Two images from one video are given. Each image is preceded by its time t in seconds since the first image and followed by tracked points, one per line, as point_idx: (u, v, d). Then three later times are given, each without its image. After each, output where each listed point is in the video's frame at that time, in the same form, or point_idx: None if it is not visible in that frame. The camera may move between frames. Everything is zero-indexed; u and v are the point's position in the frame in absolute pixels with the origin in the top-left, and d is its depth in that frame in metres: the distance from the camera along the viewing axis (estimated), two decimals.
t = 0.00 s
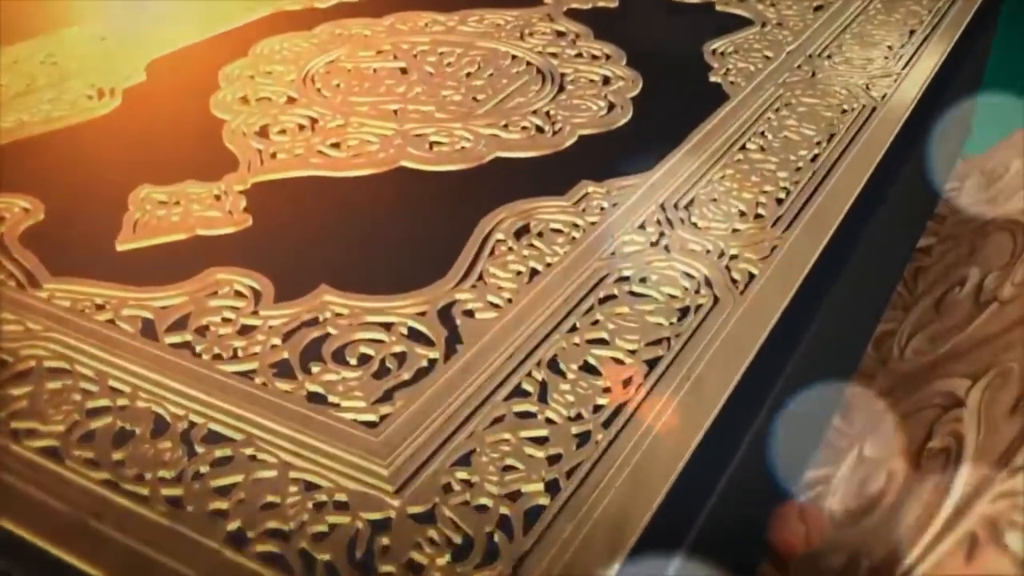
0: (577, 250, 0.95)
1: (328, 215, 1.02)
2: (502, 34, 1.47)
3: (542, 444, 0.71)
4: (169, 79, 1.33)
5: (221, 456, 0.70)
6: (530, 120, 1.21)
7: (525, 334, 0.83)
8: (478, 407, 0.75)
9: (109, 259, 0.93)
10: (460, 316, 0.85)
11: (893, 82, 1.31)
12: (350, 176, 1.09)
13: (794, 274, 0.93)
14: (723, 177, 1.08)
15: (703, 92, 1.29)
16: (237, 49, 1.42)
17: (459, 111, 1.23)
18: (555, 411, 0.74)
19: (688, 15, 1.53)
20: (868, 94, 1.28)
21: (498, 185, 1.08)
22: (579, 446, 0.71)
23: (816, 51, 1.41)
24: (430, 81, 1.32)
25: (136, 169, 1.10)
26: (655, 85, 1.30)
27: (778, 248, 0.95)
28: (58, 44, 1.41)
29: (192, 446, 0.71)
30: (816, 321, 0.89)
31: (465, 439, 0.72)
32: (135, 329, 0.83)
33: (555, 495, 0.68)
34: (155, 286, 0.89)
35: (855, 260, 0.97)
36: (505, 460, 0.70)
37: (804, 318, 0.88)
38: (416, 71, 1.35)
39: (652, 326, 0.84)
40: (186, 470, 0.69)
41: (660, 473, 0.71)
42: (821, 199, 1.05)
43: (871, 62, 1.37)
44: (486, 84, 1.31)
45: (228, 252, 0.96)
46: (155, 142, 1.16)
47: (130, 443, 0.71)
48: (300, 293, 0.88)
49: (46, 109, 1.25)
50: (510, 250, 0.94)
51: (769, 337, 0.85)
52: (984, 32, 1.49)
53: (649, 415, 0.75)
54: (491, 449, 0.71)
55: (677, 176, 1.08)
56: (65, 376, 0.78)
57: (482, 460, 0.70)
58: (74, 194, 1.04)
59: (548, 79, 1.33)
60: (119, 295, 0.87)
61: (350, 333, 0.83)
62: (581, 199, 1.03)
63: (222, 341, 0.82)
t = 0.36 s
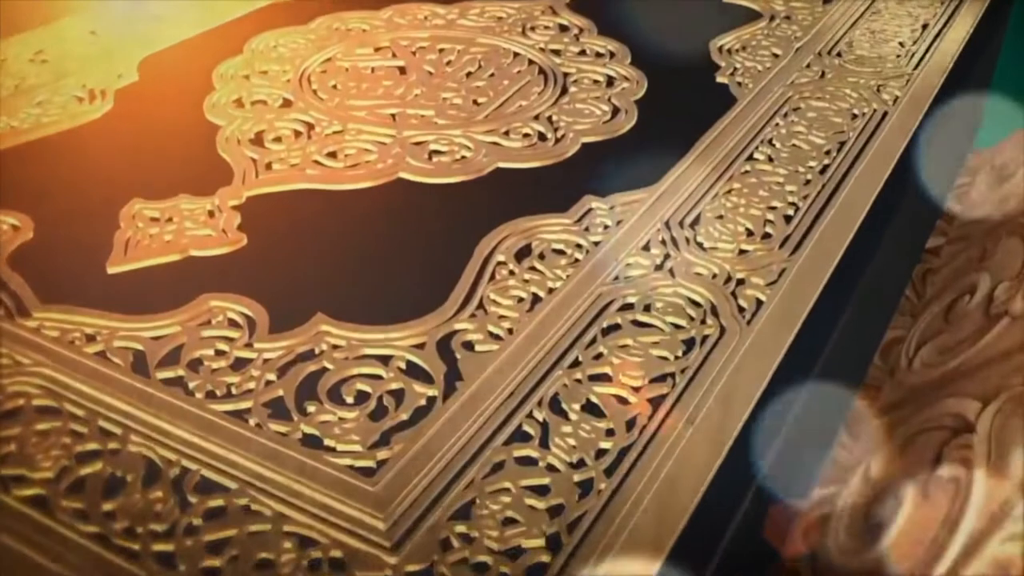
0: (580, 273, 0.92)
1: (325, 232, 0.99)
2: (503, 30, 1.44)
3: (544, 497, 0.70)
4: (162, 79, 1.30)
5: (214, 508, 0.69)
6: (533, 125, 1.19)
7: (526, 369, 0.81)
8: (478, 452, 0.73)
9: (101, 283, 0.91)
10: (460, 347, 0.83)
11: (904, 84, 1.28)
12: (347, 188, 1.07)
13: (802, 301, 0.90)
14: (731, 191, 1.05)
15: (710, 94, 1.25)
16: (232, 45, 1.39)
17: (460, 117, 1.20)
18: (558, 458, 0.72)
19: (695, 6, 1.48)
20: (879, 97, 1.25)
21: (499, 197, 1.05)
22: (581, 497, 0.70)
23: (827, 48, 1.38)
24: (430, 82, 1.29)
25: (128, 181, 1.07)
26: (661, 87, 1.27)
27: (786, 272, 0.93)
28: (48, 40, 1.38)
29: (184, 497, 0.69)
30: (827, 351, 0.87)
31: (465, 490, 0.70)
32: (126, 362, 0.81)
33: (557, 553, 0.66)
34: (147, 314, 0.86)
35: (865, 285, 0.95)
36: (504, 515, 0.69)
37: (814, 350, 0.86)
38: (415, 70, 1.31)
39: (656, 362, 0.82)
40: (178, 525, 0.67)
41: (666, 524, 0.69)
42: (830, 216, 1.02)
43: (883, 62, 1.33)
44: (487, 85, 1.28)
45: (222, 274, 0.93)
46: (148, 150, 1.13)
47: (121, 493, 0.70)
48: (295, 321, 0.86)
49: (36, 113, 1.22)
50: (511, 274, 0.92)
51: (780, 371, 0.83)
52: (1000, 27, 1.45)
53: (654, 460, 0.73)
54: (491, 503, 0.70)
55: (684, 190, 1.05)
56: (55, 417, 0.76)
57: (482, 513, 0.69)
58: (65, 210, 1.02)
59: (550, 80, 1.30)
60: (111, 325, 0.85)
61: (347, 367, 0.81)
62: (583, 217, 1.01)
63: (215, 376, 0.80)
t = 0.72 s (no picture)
0: (584, 310, 0.89)
1: (320, 259, 0.97)
2: (505, 26, 1.39)
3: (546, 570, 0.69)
4: (153, 81, 1.26)
5: None
6: (534, 136, 1.15)
7: (528, 420, 0.79)
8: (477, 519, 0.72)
9: (89, 319, 0.88)
10: (459, 396, 0.80)
11: (920, 90, 1.23)
12: (342, 209, 1.03)
13: (814, 342, 0.88)
14: (740, 215, 1.01)
15: (718, 100, 1.21)
16: (225, 44, 1.35)
17: (460, 128, 1.16)
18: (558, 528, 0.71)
19: None
20: (894, 104, 1.21)
21: (499, 218, 1.02)
22: (582, 571, 0.69)
23: (840, 48, 1.33)
24: (429, 87, 1.24)
25: (118, 198, 1.03)
26: (667, 92, 1.23)
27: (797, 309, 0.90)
28: (35, 37, 1.33)
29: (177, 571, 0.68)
30: (843, 386, 0.84)
31: (464, 563, 0.70)
32: (116, 414, 0.79)
33: None
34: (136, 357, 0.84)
35: (885, 312, 0.92)
36: None
37: (827, 394, 0.83)
38: (414, 73, 1.27)
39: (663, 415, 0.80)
40: None
41: None
42: (843, 243, 0.99)
43: (898, 64, 1.29)
44: (488, 90, 1.24)
45: (214, 312, 0.91)
46: (139, 160, 1.09)
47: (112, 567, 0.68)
48: (289, 364, 0.83)
49: (23, 121, 1.18)
50: (512, 312, 0.89)
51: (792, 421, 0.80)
52: (1022, 21, 1.40)
53: (658, 531, 0.72)
54: None
55: (691, 214, 1.02)
56: (43, 476, 0.74)
57: None
58: (51, 230, 0.98)
59: (553, 84, 1.25)
60: (100, 372, 0.82)
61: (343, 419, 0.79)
62: (587, 243, 0.97)
63: (207, 429, 0.78)
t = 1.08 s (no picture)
0: (586, 346, 0.88)
1: (312, 283, 0.93)
2: (506, 26, 1.36)
3: None
4: (145, 85, 1.23)
5: None
6: (536, 150, 1.12)
7: (529, 469, 0.78)
8: None
9: (81, 356, 0.86)
10: (456, 441, 0.79)
11: (932, 99, 1.20)
12: (339, 231, 1.01)
13: (819, 382, 0.87)
14: (746, 239, 1.00)
15: (725, 108, 1.18)
16: (219, 44, 1.31)
17: (460, 140, 1.14)
18: None
19: None
20: (905, 115, 1.18)
21: (500, 238, 1.00)
22: None
23: (849, 50, 1.30)
24: (428, 94, 1.21)
25: (110, 217, 1.00)
26: (673, 99, 1.20)
27: (803, 346, 0.90)
28: (24, 38, 1.30)
29: None
30: (850, 424, 0.84)
31: None
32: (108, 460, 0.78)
33: None
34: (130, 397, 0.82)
35: (895, 342, 0.91)
36: None
37: (834, 436, 0.83)
38: (413, 79, 1.24)
39: (665, 462, 0.80)
40: None
41: None
42: (851, 270, 0.98)
43: (909, 69, 1.26)
44: (488, 98, 1.20)
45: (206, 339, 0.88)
46: (131, 174, 1.06)
47: None
48: (284, 406, 0.81)
49: (13, 131, 1.15)
50: (512, 348, 0.87)
51: (797, 465, 0.81)
52: None
53: None
54: None
55: (696, 239, 1.00)
56: (35, 531, 0.73)
57: None
58: (43, 256, 0.95)
59: (555, 91, 1.22)
60: (92, 415, 0.81)
61: (340, 469, 0.77)
62: (590, 271, 0.95)
63: (202, 479, 0.77)
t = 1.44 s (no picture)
0: (588, 397, 0.86)
1: (308, 326, 0.92)
2: (508, 28, 1.32)
3: None
4: (136, 93, 1.19)
5: None
6: (536, 171, 1.09)
7: (529, 536, 0.77)
8: None
9: (72, 407, 0.85)
10: (456, 504, 0.79)
11: (946, 114, 1.17)
12: (335, 263, 0.99)
13: (827, 436, 0.84)
14: (753, 275, 0.97)
15: (731, 126, 1.15)
16: (212, 48, 1.27)
17: (460, 161, 1.11)
18: None
19: None
20: (918, 132, 1.14)
21: (500, 272, 0.97)
22: None
23: (861, 58, 1.26)
24: (427, 107, 1.18)
25: (100, 249, 0.98)
26: (679, 115, 1.16)
27: (810, 395, 0.86)
28: (13, 43, 1.26)
29: None
30: (861, 477, 0.81)
31: None
32: (103, 524, 0.78)
33: None
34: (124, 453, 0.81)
35: (906, 386, 0.88)
36: None
37: (844, 489, 0.80)
38: (412, 90, 1.21)
39: (665, 528, 0.78)
40: None
41: None
42: (861, 310, 0.94)
43: (922, 81, 1.22)
44: (488, 112, 1.17)
45: (199, 387, 0.87)
46: (123, 201, 1.04)
47: None
48: (280, 465, 0.81)
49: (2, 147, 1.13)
50: (511, 399, 0.86)
51: (803, 528, 0.78)
52: None
53: None
54: None
55: (701, 273, 0.97)
56: None
57: None
58: (30, 294, 0.93)
59: (558, 103, 1.19)
60: (85, 474, 0.80)
61: (337, 536, 0.77)
62: (593, 312, 0.93)
63: (197, 547, 0.77)
